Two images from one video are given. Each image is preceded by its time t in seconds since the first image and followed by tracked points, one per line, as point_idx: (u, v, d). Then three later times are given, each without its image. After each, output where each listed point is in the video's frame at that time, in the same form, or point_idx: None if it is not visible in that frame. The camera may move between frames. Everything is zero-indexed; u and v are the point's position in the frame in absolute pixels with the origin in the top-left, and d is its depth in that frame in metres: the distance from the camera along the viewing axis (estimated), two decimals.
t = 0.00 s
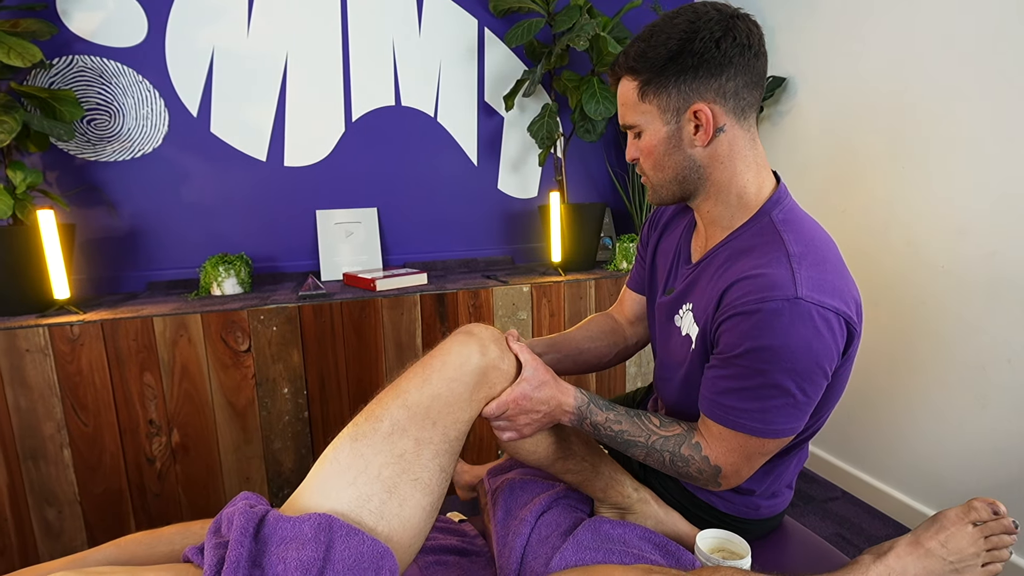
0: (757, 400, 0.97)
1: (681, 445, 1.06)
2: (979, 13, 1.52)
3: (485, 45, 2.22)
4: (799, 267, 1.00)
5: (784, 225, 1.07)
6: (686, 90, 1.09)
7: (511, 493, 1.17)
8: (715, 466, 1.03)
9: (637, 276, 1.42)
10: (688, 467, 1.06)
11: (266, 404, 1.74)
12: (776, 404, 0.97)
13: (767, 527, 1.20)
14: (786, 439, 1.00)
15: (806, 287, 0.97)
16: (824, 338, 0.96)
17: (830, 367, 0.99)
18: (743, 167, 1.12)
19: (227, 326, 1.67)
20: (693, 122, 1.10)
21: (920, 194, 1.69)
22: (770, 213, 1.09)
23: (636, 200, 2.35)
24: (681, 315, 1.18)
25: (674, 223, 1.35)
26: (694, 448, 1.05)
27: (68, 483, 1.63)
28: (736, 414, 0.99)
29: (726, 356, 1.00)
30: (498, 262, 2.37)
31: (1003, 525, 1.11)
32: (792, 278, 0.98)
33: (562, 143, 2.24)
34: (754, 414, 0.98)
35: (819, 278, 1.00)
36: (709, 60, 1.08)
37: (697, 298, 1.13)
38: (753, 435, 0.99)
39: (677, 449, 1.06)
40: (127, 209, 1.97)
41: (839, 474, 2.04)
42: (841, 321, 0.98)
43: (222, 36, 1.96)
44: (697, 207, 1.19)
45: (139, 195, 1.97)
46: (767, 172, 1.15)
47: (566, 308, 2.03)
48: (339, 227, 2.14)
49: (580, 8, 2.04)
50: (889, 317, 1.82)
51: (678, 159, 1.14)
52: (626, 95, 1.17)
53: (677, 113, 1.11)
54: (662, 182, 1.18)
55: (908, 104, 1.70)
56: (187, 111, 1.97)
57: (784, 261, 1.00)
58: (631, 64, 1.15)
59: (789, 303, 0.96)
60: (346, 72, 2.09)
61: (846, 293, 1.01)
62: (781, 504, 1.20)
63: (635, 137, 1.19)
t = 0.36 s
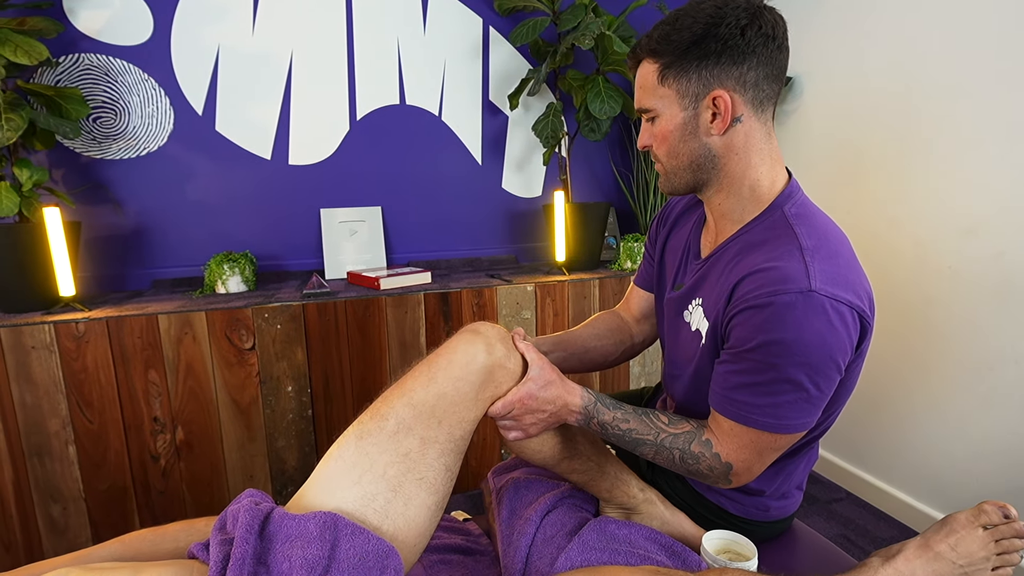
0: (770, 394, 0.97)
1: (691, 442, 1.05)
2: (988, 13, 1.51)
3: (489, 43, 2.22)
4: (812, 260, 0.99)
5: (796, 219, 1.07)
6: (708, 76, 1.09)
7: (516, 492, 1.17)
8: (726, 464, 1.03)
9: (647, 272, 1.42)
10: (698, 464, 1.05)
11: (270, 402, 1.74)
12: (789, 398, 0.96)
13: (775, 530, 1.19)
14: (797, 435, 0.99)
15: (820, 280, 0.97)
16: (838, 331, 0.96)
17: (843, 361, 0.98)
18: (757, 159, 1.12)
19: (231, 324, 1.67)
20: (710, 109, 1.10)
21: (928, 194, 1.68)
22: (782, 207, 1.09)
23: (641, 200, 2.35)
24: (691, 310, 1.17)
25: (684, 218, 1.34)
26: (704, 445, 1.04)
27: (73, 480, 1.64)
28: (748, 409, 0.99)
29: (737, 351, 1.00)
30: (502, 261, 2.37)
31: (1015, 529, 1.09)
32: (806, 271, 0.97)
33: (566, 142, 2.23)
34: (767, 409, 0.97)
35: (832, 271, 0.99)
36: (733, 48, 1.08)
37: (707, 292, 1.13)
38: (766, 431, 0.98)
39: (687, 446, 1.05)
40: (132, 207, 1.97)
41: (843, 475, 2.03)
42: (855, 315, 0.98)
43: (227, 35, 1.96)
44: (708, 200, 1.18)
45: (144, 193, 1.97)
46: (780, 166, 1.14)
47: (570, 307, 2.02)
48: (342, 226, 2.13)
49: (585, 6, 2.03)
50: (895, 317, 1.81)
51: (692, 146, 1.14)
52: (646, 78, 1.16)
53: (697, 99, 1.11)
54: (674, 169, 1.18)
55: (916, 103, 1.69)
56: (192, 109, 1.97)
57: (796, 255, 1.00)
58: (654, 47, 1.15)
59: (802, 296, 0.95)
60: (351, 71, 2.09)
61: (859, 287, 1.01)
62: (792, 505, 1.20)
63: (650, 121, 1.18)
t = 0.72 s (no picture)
0: (768, 387, 0.96)
1: (697, 443, 1.04)
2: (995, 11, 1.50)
3: (493, 43, 2.22)
4: (795, 251, 0.99)
5: (780, 213, 1.07)
6: (708, 71, 1.10)
7: (520, 492, 1.17)
8: (734, 464, 1.01)
9: (642, 282, 1.42)
10: (705, 466, 1.04)
11: (275, 401, 1.74)
12: (787, 390, 0.95)
13: (777, 532, 1.19)
14: (802, 429, 0.98)
15: (803, 269, 0.96)
16: (828, 318, 0.95)
17: (838, 349, 0.97)
18: (746, 156, 1.13)
19: (236, 323, 1.67)
20: (712, 103, 1.11)
21: (933, 193, 1.67)
22: (765, 203, 1.09)
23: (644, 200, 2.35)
24: (684, 311, 1.18)
25: (675, 224, 1.35)
26: (710, 446, 1.03)
27: (79, 478, 1.64)
28: (749, 406, 0.98)
29: (731, 347, 0.99)
30: (505, 261, 2.37)
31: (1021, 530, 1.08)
32: (788, 261, 0.97)
33: (570, 141, 2.23)
34: (767, 403, 0.96)
35: (817, 259, 0.98)
36: (729, 46, 1.11)
37: (699, 293, 1.13)
38: (769, 426, 0.97)
39: (693, 447, 1.04)
40: (137, 206, 1.98)
41: (847, 476, 2.03)
42: (844, 301, 0.97)
43: (232, 35, 1.97)
44: (697, 201, 1.19)
45: (150, 193, 1.98)
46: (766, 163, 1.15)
47: (573, 307, 2.02)
48: (346, 226, 2.14)
49: (589, 5, 2.03)
50: (899, 317, 1.80)
51: (693, 142, 1.13)
52: (643, 76, 1.15)
53: (697, 94, 1.11)
54: (673, 167, 1.16)
55: (921, 102, 1.69)
56: (197, 109, 1.98)
57: (779, 247, 1.00)
58: (651, 44, 1.14)
59: (787, 286, 0.94)
60: (355, 70, 2.10)
61: (847, 274, 1.00)
62: (793, 506, 1.19)
63: (646, 120, 1.17)
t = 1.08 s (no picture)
0: (760, 357, 0.96)
1: (694, 421, 1.04)
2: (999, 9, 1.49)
3: (497, 42, 2.22)
4: (781, 227, 1.01)
5: (765, 197, 1.09)
6: (729, 60, 1.15)
7: (523, 490, 1.17)
8: (731, 435, 1.01)
9: (634, 280, 1.41)
10: (705, 443, 1.04)
11: (278, 399, 1.75)
12: (780, 358, 0.96)
13: (779, 527, 1.19)
14: (795, 398, 0.98)
15: (790, 242, 0.98)
16: (816, 287, 0.96)
17: (827, 318, 0.98)
18: (733, 150, 1.16)
19: (240, 321, 1.68)
20: (731, 90, 1.16)
21: (937, 190, 1.67)
22: (750, 189, 1.11)
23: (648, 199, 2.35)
24: (678, 297, 1.18)
25: (665, 221, 1.35)
26: (707, 421, 1.03)
27: (84, 475, 1.65)
28: (743, 377, 0.98)
29: (723, 322, 1.00)
30: (509, 260, 2.37)
31: None
32: (775, 236, 0.99)
33: (573, 141, 2.23)
34: (760, 372, 0.97)
35: (802, 234, 1.00)
36: (742, 44, 1.18)
37: (691, 278, 1.14)
38: (763, 396, 0.97)
39: (691, 426, 1.04)
40: (142, 205, 1.98)
41: (851, 476, 2.02)
42: (831, 273, 0.99)
43: (236, 34, 1.97)
44: (689, 193, 1.21)
45: (154, 191, 1.98)
46: (751, 156, 1.18)
47: (576, 306, 2.02)
48: (349, 224, 2.14)
49: (593, 4, 2.03)
50: (903, 317, 1.80)
51: (713, 123, 1.14)
52: (671, 50, 1.14)
53: (720, 78, 1.14)
54: (690, 146, 1.15)
55: (925, 100, 1.68)
56: (201, 107, 1.98)
57: (765, 225, 1.02)
58: (679, 24, 1.15)
59: (775, 258, 0.96)
60: (359, 70, 2.10)
61: (831, 249, 1.02)
62: (796, 498, 1.19)
63: (667, 95, 1.16)
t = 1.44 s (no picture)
0: (762, 343, 0.97)
1: (695, 410, 1.04)
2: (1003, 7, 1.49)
3: (499, 41, 2.22)
4: (780, 218, 1.02)
5: (762, 191, 1.09)
6: (738, 62, 1.17)
7: (524, 489, 1.17)
8: (733, 422, 1.01)
9: (631, 278, 1.42)
10: (707, 431, 1.03)
11: (281, 398, 1.75)
12: (781, 344, 0.96)
13: (780, 524, 1.19)
14: (796, 383, 0.99)
15: (790, 232, 0.99)
16: (816, 274, 0.97)
17: (827, 306, 0.99)
18: (732, 146, 1.16)
19: (242, 320, 1.69)
20: (739, 91, 1.17)
21: (940, 188, 1.66)
22: (748, 183, 1.12)
23: (649, 198, 2.35)
24: (678, 291, 1.18)
25: (661, 221, 1.34)
26: (708, 410, 1.03)
27: (88, 473, 1.66)
28: (745, 363, 0.99)
29: (725, 310, 1.01)
30: (511, 260, 2.37)
31: None
32: (775, 226, 1.00)
33: (575, 140, 2.23)
34: (761, 358, 0.97)
35: (801, 225, 1.01)
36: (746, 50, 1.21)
37: (691, 271, 1.14)
38: (765, 381, 0.98)
39: (693, 415, 1.04)
40: (145, 204, 1.99)
41: (854, 476, 2.02)
42: (830, 262, 0.99)
43: (238, 33, 1.98)
44: (689, 188, 1.21)
45: (157, 191, 1.99)
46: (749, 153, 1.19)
47: (578, 305, 2.02)
48: (352, 224, 2.15)
49: (595, 4, 2.03)
50: (906, 317, 1.79)
51: (722, 119, 1.15)
52: (690, 43, 1.14)
53: (730, 78, 1.16)
54: (698, 139, 1.14)
55: (928, 98, 1.68)
56: (204, 107, 1.99)
57: (764, 216, 1.03)
58: (699, 18, 1.15)
59: (776, 246, 0.97)
60: (361, 70, 2.10)
61: (829, 240, 1.03)
62: (798, 493, 1.20)
63: (682, 87, 1.14)
